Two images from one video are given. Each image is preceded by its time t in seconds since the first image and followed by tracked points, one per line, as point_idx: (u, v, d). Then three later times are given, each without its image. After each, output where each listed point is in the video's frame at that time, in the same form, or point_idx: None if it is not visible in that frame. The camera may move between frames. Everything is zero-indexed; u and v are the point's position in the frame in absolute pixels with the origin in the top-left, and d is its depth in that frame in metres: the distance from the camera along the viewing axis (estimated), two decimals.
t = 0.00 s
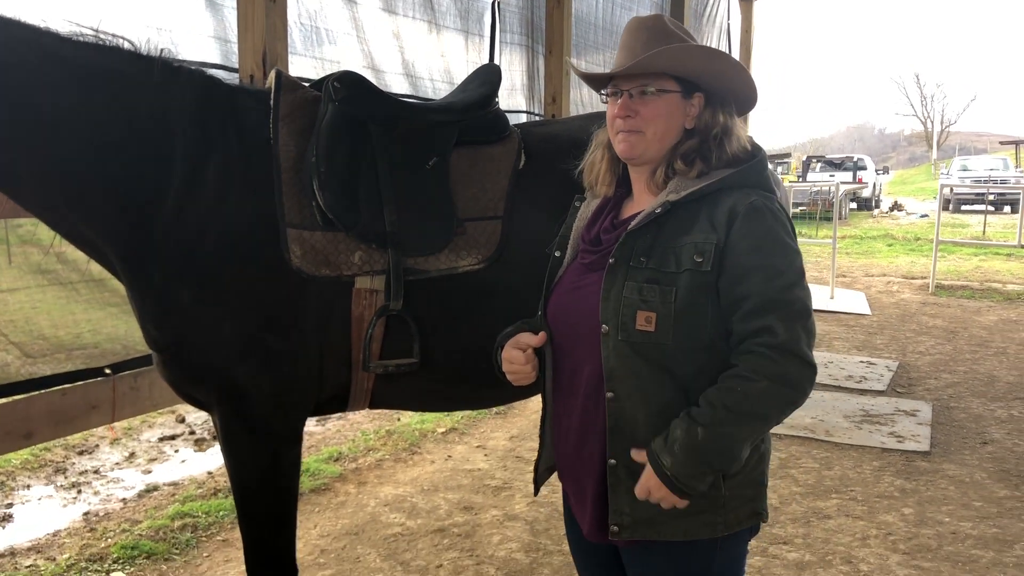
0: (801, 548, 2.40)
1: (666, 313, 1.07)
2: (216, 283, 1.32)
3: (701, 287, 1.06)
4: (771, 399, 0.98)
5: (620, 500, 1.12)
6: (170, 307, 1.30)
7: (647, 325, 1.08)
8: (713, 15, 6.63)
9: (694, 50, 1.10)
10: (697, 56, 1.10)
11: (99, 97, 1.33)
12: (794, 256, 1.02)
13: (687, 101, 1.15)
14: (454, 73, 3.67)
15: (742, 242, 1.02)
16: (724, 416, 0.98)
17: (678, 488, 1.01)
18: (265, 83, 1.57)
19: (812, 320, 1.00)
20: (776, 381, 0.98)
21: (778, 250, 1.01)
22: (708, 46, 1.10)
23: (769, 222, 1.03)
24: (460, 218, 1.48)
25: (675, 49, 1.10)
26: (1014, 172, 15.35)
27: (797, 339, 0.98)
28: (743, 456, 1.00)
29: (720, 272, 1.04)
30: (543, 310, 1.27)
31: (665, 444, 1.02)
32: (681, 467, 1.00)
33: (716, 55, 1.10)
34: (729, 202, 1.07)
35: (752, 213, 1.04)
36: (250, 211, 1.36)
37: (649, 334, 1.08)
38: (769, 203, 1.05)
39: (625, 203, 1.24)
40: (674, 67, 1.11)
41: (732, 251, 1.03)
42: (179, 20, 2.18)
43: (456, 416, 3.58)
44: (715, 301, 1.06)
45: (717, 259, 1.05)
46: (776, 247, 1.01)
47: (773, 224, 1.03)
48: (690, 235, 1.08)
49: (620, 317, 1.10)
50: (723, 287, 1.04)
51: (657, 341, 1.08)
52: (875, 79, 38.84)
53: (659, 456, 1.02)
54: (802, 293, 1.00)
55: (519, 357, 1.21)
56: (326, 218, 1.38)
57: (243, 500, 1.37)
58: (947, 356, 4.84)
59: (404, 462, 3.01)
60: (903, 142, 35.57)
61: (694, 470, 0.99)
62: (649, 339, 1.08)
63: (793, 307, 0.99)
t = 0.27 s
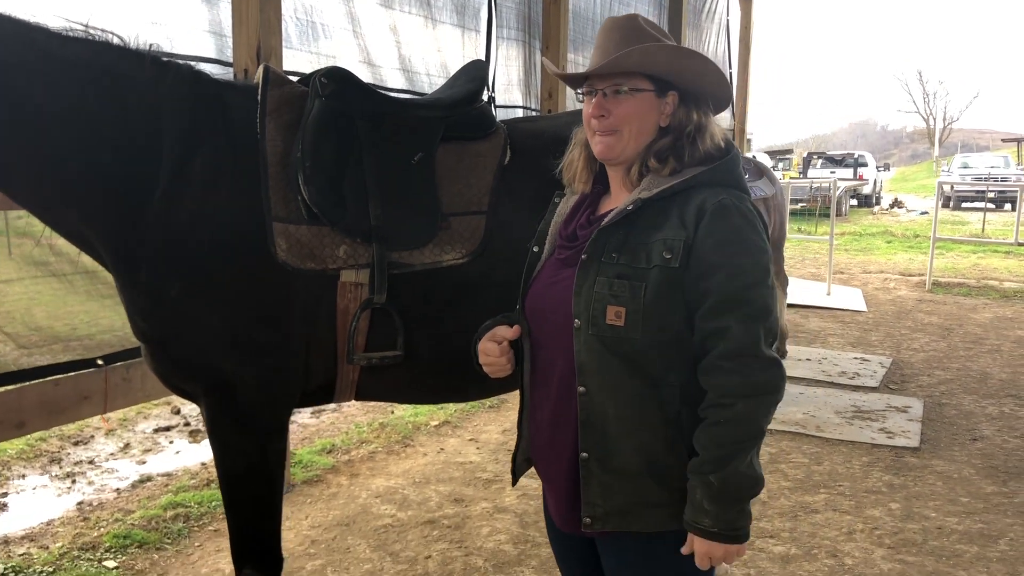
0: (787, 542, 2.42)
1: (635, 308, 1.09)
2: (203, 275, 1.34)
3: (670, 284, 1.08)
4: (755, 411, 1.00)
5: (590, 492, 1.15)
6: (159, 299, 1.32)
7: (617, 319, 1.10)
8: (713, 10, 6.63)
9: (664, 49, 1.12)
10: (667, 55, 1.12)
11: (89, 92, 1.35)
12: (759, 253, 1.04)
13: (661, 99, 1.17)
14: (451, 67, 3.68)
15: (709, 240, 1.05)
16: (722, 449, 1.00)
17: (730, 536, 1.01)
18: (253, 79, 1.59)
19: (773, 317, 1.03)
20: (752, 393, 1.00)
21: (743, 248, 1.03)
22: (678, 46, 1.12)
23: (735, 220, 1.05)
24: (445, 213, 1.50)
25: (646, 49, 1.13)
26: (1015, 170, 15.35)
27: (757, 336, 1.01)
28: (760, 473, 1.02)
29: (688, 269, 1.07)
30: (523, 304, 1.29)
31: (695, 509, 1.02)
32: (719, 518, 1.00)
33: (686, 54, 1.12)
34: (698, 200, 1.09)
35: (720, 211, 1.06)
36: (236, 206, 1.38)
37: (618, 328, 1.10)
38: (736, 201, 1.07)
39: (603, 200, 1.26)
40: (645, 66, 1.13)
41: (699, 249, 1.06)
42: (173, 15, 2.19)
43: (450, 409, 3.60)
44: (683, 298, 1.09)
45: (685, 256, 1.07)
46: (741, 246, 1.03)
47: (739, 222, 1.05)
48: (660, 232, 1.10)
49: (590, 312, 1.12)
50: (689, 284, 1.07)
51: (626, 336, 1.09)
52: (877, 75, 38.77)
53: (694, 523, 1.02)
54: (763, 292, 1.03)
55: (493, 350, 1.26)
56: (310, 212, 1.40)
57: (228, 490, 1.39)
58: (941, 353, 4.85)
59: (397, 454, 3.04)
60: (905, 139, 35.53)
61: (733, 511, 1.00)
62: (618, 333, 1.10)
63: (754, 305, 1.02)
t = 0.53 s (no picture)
0: (778, 535, 2.44)
1: (615, 299, 1.10)
2: (194, 264, 1.36)
3: (649, 276, 1.09)
4: (723, 405, 1.02)
5: (571, 478, 1.16)
6: (150, 287, 1.34)
7: (597, 310, 1.11)
8: (718, 8, 6.64)
9: (643, 44, 1.15)
10: (646, 49, 1.15)
11: (83, 85, 1.38)
12: (738, 249, 1.05)
13: (641, 93, 1.18)
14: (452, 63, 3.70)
15: (688, 234, 1.06)
16: (686, 435, 1.02)
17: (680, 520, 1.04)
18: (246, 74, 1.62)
19: (750, 313, 1.04)
20: (722, 385, 1.02)
21: (722, 243, 1.05)
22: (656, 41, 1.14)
23: (714, 215, 1.07)
24: (433, 206, 1.53)
25: (625, 43, 1.15)
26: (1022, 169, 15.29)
27: (732, 330, 1.03)
28: (718, 464, 1.05)
29: (667, 262, 1.08)
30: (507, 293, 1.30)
31: (650, 487, 1.05)
32: (669, 502, 1.03)
33: (664, 48, 1.14)
34: (679, 194, 1.10)
35: (699, 206, 1.07)
36: (226, 198, 1.41)
37: (598, 318, 1.11)
38: (716, 196, 1.08)
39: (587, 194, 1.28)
40: (624, 59, 1.16)
41: (678, 243, 1.07)
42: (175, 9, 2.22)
43: (449, 403, 3.63)
44: (661, 290, 1.10)
45: (665, 249, 1.08)
46: (720, 242, 1.05)
47: (718, 217, 1.06)
48: (641, 225, 1.11)
49: (572, 302, 1.14)
50: (668, 277, 1.08)
51: (607, 327, 1.11)
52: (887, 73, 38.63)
53: (648, 501, 1.05)
54: (741, 287, 1.04)
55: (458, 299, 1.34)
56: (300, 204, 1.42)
57: (218, 477, 1.41)
58: (941, 351, 4.86)
59: (394, 446, 3.07)
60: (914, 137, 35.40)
61: (689, 496, 1.03)
62: (598, 323, 1.11)
63: (729, 300, 1.03)
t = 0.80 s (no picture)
0: (777, 531, 2.46)
1: (610, 296, 1.05)
2: (195, 260, 1.39)
3: (645, 275, 1.04)
4: (711, 402, 0.99)
5: (562, 471, 1.12)
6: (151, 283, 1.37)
7: (591, 306, 1.06)
8: (727, 6, 6.64)
9: (640, 44, 1.07)
10: (644, 50, 1.07)
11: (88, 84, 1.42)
12: (733, 251, 1.01)
13: (638, 93, 1.10)
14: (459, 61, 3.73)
15: (684, 233, 1.01)
16: (672, 430, 0.99)
17: (660, 512, 1.01)
18: (249, 72, 1.64)
19: (742, 316, 1.00)
20: (712, 384, 0.99)
21: (719, 245, 1.00)
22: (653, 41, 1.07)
23: (711, 216, 1.02)
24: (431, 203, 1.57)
25: (620, 43, 1.07)
26: None
27: (724, 330, 0.99)
28: (701, 459, 1.02)
29: (663, 260, 1.03)
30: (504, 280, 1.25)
31: (633, 477, 1.02)
32: (652, 493, 1.00)
33: (662, 49, 1.07)
34: (676, 193, 1.05)
35: (696, 205, 1.02)
36: (226, 196, 1.44)
37: (593, 315, 1.06)
38: (714, 196, 1.04)
39: (585, 190, 1.21)
40: (620, 60, 1.08)
41: (675, 241, 1.02)
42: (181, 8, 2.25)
43: (453, 398, 3.66)
44: (657, 287, 1.05)
45: (661, 246, 1.03)
46: (716, 243, 1.00)
47: (715, 219, 1.02)
48: (638, 222, 1.06)
49: (567, 298, 1.08)
50: (664, 275, 1.03)
51: (602, 325, 1.06)
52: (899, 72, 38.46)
53: (630, 491, 1.02)
54: (734, 289, 1.00)
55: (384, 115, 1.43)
56: (300, 201, 1.46)
57: (220, 466, 1.44)
58: (947, 350, 4.86)
59: (398, 441, 3.10)
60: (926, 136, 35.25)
61: (671, 489, 1.00)
62: (594, 321, 1.06)
63: (723, 299, 0.99)
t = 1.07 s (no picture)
0: (780, 529, 2.47)
1: (607, 293, 1.05)
2: (200, 256, 1.41)
3: (641, 272, 1.04)
4: (715, 398, 0.99)
5: (561, 465, 1.13)
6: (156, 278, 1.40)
7: (589, 304, 1.06)
8: (736, 5, 6.63)
9: (637, 44, 1.08)
10: (642, 51, 1.08)
11: (96, 84, 1.44)
12: (728, 248, 1.02)
13: (634, 93, 1.12)
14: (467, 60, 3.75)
15: (680, 232, 1.02)
16: (682, 429, 0.99)
17: (682, 511, 1.01)
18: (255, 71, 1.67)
19: (739, 312, 1.01)
20: (712, 379, 0.99)
21: (714, 242, 1.01)
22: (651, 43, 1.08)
23: (706, 213, 1.02)
24: (433, 201, 1.58)
25: (618, 44, 1.09)
26: None
27: (720, 326, 1.00)
28: (713, 454, 1.02)
29: (660, 258, 1.04)
30: (500, 272, 1.26)
31: (650, 481, 1.02)
32: (672, 494, 1.00)
33: (659, 51, 1.08)
34: (671, 193, 1.06)
35: (691, 203, 1.03)
36: (231, 194, 1.46)
37: (591, 313, 1.06)
38: (709, 194, 1.04)
39: (582, 187, 1.22)
40: (617, 60, 1.09)
41: (672, 239, 1.02)
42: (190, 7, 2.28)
43: (459, 396, 3.68)
44: (653, 284, 1.05)
45: (658, 245, 1.04)
46: (712, 241, 1.01)
47: (709, 216, 1.02)
48: (634, 220, 1.06)
49: (564, 295, 1.09)
50: (660, 272, 1.03)
51: (600, 322, 1.06)
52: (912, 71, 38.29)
53: (648, 494, 1.02)
54: (730, 286, 1.00)
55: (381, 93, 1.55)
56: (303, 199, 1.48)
57: (224, 459, 1.47)
58: (955, 351, 4.86)
59: (404, 438, 3.12)
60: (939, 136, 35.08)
61: (688, 488, 1.00)
62: (591, 319, 1.06)
63: (718, 297, 1.00)
